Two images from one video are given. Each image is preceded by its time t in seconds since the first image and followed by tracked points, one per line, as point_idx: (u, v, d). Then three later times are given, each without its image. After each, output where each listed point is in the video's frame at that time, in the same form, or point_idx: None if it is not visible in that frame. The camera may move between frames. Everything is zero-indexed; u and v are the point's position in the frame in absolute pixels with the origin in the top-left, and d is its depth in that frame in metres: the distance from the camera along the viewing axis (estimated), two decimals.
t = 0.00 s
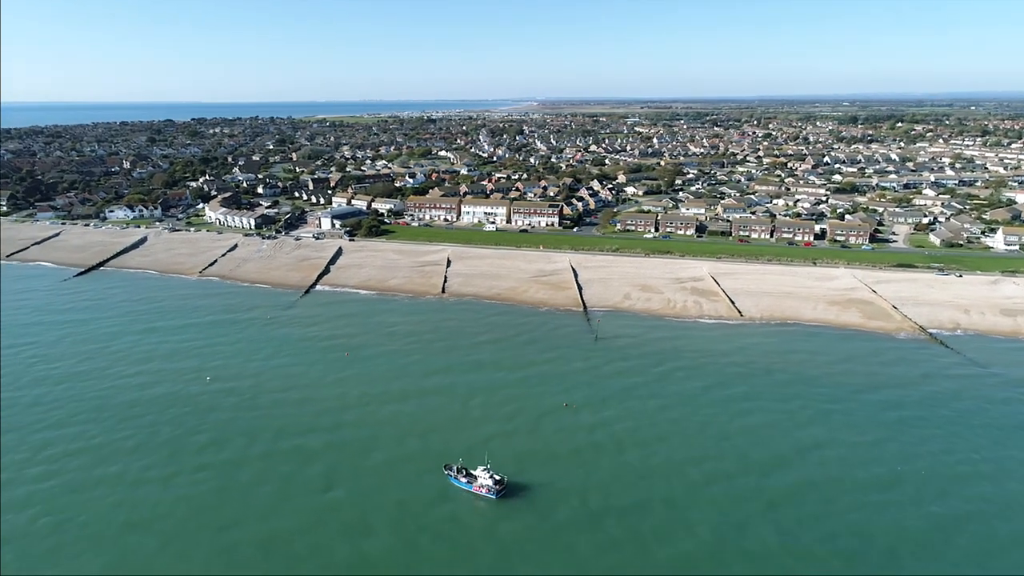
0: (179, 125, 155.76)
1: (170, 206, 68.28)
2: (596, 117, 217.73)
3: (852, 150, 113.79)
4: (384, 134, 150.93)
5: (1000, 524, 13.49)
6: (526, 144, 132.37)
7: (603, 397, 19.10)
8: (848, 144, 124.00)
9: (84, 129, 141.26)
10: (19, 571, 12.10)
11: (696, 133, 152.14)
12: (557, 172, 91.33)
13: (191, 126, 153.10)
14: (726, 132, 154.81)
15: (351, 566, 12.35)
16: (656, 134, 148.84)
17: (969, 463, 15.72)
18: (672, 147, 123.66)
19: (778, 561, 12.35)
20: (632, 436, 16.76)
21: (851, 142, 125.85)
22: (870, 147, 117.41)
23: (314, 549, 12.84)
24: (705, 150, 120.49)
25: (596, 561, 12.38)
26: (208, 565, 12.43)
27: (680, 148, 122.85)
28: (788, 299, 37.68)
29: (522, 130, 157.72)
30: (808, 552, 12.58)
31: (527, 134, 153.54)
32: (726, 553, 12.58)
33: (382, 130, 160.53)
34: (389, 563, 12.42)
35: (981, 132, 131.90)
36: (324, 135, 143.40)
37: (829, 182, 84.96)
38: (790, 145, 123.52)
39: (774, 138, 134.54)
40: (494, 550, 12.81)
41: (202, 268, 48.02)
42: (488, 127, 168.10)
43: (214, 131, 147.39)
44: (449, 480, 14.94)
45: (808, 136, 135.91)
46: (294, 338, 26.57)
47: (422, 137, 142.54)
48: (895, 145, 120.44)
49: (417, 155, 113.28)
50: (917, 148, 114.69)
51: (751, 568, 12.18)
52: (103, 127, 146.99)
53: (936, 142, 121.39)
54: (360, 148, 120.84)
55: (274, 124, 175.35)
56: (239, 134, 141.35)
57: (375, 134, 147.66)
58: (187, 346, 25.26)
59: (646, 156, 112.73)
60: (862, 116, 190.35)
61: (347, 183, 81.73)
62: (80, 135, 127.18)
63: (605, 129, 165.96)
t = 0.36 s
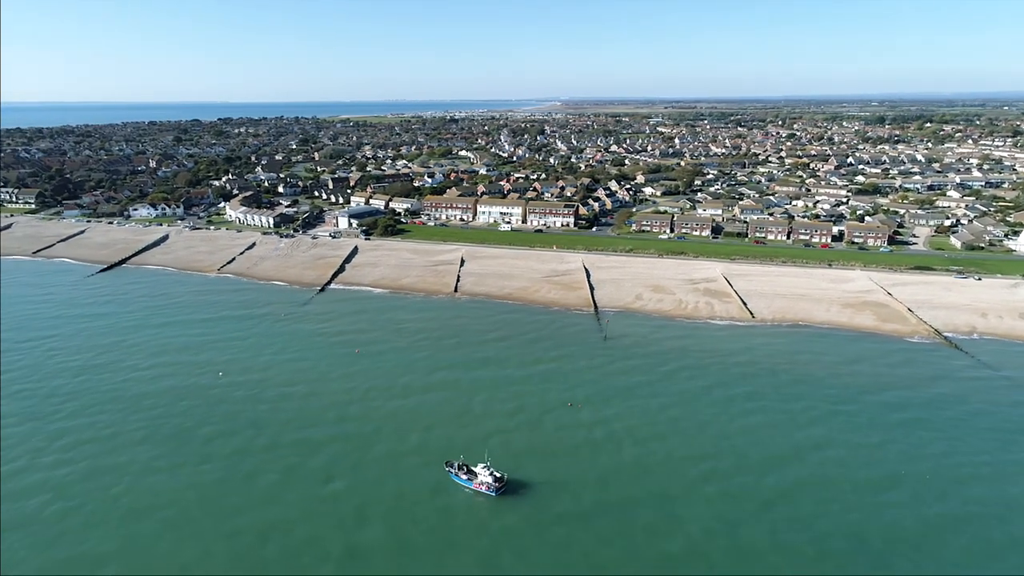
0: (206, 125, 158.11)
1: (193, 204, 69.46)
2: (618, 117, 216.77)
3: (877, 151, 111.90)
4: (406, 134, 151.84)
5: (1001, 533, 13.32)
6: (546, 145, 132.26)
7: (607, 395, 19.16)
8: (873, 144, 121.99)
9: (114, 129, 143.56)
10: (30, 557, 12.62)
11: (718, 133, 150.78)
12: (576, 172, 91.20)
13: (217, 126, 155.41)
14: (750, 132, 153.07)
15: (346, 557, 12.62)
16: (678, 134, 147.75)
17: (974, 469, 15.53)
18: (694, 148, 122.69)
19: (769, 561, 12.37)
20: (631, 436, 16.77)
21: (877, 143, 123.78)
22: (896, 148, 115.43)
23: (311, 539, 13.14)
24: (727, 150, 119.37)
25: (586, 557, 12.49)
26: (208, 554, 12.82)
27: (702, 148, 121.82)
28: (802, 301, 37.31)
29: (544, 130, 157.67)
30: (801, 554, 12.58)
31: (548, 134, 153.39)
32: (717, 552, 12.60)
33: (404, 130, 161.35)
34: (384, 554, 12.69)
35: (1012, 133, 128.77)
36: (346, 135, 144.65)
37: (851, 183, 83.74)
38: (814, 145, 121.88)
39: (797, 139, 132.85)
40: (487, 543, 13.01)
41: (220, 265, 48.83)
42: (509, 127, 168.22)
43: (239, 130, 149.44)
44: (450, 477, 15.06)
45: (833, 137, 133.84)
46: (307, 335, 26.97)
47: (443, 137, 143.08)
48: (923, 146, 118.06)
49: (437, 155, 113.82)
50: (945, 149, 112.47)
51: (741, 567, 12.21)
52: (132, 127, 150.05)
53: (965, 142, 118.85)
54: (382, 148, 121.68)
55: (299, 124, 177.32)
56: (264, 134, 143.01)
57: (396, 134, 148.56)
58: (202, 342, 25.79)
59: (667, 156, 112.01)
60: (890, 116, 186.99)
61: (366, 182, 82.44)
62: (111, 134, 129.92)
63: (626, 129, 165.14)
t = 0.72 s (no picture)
0: (230, 125, 159.98)
1: (212, 203, 70.49)
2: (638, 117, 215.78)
3: (900, 152, 110.22)
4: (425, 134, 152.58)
5: (1001, 538, 13.15)
6: (565, 145, 132.09)
7: (609, 395, 19.22)
8: (896, 146, 120.15)
9: (139, 129, 144.81)
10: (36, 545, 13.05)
11: (738, 133, 149.47)
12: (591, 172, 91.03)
13: (240, 126, 157.39)
14: (770, 132, 151.67)
15: (341, 549, 12.84)
16: (696, 134, 146.85)
17: (977, 474, 15.34)
18: (713, 148, 121.83)
19: (760, 561, 12.35)
20: (630, 436, 16.79)
21: (900, 144, 121.92)
22: (919, 149, 113.60)
23: (308, 532, 13.37)
24: (746, 151, 118.37)
25: (577, 554, 12.58)
26: (207, 544, 13.13)
27: (720, 149, 120.91)
28: (812, 303, 37.00)
29: (562, 131, 157.49)
30: (794, 555, 12.53)
31: (566, 134, 153.20)
32: (709, 551, 12.61)
33: (425, 130, 161.96)
34: (378, 546, 12.89)
35: None
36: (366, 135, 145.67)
37: (870, 184, 82.63)
38: (835, 146, 120.33)
39: (818, 139, 131.36)
40: (481, 539, 13.14)
41: (235, 264, 49.49)
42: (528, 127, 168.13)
43: (261, 130, 151.13)
44: (450, 474, 15.16)
45: (855, 138, 131.99)
46: (317, 332, 27.35)
47: (462, 137, 143.53)
48: (947, 147, 115.97)
49: (455, 155, 114.19)
50: (970, 150, 110.47)
51: (732, 566, 12.20)
52: (157, 127, 152.69)
53: (992, 143, 116.61)
54: (400, 148, 122.42)
55: (320, 124, 178.92)
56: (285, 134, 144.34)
57: (416, 135, 149.30)
58: (213, 339, 26.29)
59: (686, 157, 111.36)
60: (915, 117, 183.97)
61: (382, 181, 83.03)
62: (136, 134, 132.36)
63: (645, 130, 164.35)
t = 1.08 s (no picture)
0: (249, 125, 161.67)
1: (227, 202, 71.25)
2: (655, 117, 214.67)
3: (919, 153, 108.67)
4: (441, 134, 153.08)
5: (996, 543, 12.98)
6: (581, 145, 131.92)
7: (611, 394, 19.13)
8: (916, 146, 118.46)
9: (161, 129, 146.55)
10: (38, 533, 13.32)
11: (755, 134, 148.28)
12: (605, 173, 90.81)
13: (259, 126, 159.06)
14: (788, 132, 150.23)
15: (335, 542, 12.96)
16: (712, 135, 145.94)
17: (975, 477, 15.18)
18: (729, 149, 120.88)
19: (752, 562, 12.29)
20: (628, 435, 16.73)
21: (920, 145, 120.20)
22: (940, 150, 111.82)
23: (304, 524, 13.52)
24: (762, 151, 117.35)
25: (568, 551, 12.59)
26: (202, 535, 13.30)
27: (737, 149, 120.00)
28: (820, 304, 36.68)
29: (577, 131, 157.24)
30: (787, 556, 12.46)
31: (581, 134, 152.96)
32: (700, 551, 12.56)
33: (441, 130, 162.42)
34: (371, 539, 13.00)
35: None
36: (382, 135, 146.44)
37: (886, 185, 81.59)
38: (854, 147, 118.87)
39: (835, 140, 129.94)
40: (474, 535, 13.18)
41: (247, 262, 50.02)
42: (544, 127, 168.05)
43: (280, 130, 152.61)
44: (446, 471, 15.18)
45: (875, 138, 130.35)
46: (323, 329, 27.59)
47: (479, 138, 143.85)
48: (968, 148, 114.03)
49: (470, 155, 114.46)
50: (991, 151, 108.58)
51: (723, 566, 12.16)
52: (178, 126, 154.57)
53: (1015, 144, 114.49)
54: (415, 148, 122.89)
55: (338, 124, 180.21)
56: (304, 134, 145.42)
57: (433, 135, 149.90)
58: (220, 336, 26.63)
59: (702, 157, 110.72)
60: (937, 117, 181.11)
61: (395, 181, 83.46)
62: (157, 134, 134.37)
63: (661, 130, 163.59)
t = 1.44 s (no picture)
0: (269, 125, 163.46)
1: (241, 202, 72.02)
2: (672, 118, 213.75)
3: (939, 154, 107.20)
4: (457, 134, 153.61)
5: (996, 551, 12.76)
6: (596, 146, 131.78)
7: (612, 396, 19.09)
8: (936, 147, 116.89)
9: (182, 129, 148.54)
10: (41, 523, 13.59)
11: (773, 134, 147.09)
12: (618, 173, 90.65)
13: (278, 125, 160.71)
14: (806, 133, 148.76)
15: (330, 538, 13.04)
16: (728, 135, 145.00)
17: (977, 483, 14.97)
18: (745, 149, 120.12)
19: (746, 566, 12.19)
20: (625, 435, 16.76)
21: (940, 146, 118.53)
22: (961, 151, 110.21)
23: (301, 520, 13.64)
24: (779, 152, 116.43)
25: (561, 551, 12.58)
26: (199, 527, 13.52)
27: (753, 150, 119.05)
28: (828, 306, 36.40)
29: (593, 132, 157.02)
30: (781, 561, 12.35)
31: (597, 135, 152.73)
32: (694, 554, 12.50)
33: (457, 130, 163.08)
34: (365, 536, 13.07)
35: None
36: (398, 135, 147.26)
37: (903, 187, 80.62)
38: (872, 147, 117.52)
39: (853, 141, 128.57)
40: (468, 533, 13.22)
41: (258, 261, 50.56)
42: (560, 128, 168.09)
43: (298, 130, 154.10)
44: (443, 469, 15.25)
45: (894, 139, 128.79)
46: (330, 327, 27.86)
47: (495, 138, 144.17)
48: (990, 149, 112.21)
49: (484, 155, 114.76)
50: (1013, 151, 106.69)
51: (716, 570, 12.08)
52: (198, 126, 156.68)
53: None
54: (431, 148, 123.33)
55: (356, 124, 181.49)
56: (321, 134, 146.69)
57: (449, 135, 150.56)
58: (228, 332, 27.00)
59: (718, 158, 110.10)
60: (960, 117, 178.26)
61: (409, 181, 83.93)
62: (178, 134, 136.26)
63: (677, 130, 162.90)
